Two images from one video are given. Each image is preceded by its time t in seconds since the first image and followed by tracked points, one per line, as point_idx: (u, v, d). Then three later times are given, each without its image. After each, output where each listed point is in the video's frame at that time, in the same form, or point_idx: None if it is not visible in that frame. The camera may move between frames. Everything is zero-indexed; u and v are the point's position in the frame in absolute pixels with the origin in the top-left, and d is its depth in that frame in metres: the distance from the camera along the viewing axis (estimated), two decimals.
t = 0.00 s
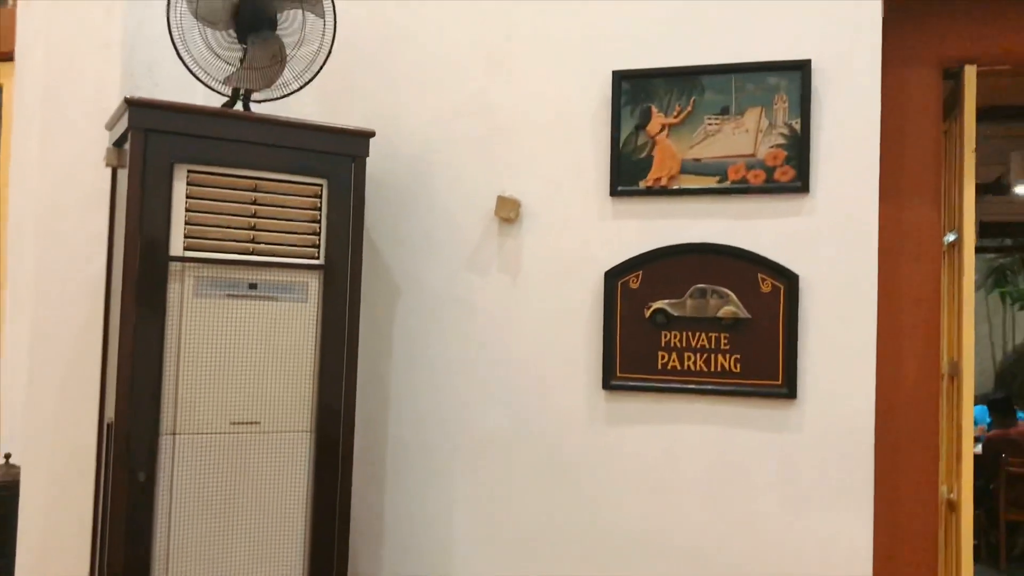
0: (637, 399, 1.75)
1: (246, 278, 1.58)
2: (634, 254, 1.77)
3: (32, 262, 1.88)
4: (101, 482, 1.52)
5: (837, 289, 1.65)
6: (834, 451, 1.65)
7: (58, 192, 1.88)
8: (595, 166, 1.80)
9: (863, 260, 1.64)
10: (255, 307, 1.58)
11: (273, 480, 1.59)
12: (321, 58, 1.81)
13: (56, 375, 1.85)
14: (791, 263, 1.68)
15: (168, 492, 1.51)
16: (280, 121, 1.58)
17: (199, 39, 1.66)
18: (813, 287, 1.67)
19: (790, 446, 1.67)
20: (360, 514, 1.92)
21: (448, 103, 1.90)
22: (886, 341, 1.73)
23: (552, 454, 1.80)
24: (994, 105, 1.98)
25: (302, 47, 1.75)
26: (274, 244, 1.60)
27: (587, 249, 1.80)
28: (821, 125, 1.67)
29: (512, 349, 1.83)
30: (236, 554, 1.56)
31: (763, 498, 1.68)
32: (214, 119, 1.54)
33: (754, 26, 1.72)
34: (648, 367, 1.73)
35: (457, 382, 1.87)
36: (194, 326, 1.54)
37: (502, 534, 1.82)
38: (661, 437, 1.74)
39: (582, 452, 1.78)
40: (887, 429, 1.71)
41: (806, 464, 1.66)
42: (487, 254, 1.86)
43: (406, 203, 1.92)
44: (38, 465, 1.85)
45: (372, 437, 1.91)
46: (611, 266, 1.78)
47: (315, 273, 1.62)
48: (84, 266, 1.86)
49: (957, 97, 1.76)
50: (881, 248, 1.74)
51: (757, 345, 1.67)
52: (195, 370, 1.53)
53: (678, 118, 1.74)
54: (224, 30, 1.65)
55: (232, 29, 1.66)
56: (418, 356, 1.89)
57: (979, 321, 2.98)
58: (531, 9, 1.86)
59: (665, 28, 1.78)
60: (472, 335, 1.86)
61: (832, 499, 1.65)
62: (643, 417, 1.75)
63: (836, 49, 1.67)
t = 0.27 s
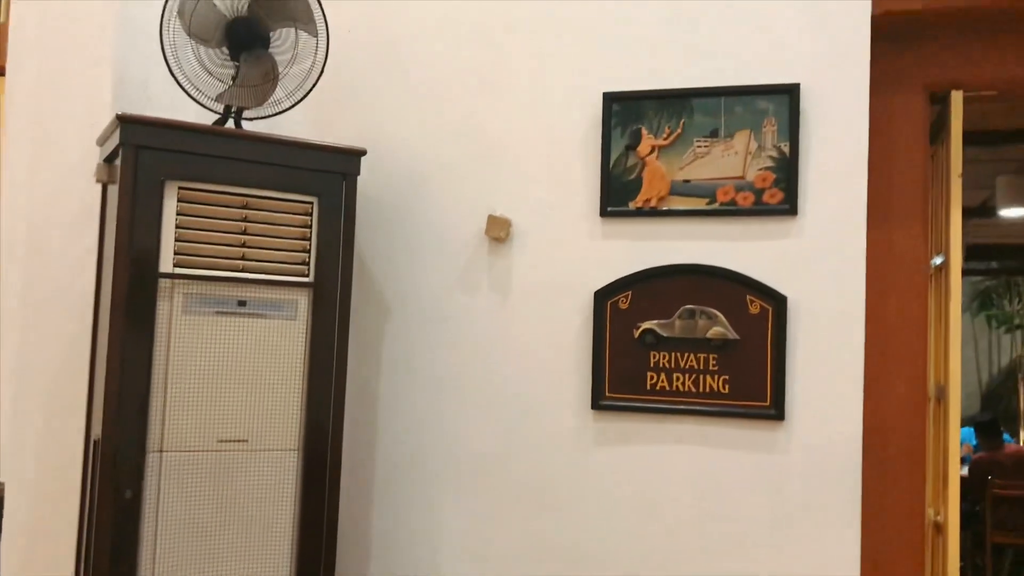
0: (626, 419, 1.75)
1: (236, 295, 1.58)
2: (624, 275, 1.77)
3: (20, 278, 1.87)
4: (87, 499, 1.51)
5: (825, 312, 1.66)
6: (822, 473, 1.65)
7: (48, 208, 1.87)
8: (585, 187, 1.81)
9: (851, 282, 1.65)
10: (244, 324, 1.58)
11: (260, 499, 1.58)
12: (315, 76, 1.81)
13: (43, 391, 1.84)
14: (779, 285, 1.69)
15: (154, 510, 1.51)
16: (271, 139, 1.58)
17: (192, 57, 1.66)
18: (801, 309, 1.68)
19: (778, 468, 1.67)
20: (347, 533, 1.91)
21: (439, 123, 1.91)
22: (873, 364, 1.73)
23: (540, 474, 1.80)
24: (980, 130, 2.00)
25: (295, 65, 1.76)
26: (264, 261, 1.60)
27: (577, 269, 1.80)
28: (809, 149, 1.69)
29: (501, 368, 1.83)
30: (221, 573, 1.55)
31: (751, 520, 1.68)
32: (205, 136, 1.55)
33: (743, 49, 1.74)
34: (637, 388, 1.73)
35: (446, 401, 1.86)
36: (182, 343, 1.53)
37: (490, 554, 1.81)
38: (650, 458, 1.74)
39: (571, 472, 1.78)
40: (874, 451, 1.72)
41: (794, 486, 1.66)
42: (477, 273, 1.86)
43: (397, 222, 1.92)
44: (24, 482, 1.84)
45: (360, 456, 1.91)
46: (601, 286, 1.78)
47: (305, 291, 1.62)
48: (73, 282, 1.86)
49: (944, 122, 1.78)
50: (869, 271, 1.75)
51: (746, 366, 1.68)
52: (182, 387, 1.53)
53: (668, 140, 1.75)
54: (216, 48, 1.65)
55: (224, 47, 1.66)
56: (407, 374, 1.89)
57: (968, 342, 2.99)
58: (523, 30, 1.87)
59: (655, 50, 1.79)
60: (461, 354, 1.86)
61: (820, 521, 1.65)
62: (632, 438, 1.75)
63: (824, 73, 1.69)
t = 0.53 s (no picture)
0: (611, 440, 1.76)
1: (221, 313, 1.58)
2: (609, 295, 1.78)
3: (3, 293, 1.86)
4: (68, 517, 1.50)
5: (808, 334, 1.67)
6: (804, 495, 1.66)
7: (33, 223, 1.87)
8: (571, 208, 1.82)
9: (834, 305, 1.67)
10: (229, 342, 1.58)
11: (243, 517, 1.57)
12: (305, 95, 1.80)
13: (25, 408, 1.83)
14: (763, 307, 1.70)
15: (136, 528, 1.50)
16: (258, 157, 1.59)
17: (181, 75, 1.67)
18: (784, 330, 1.69)
19: (761, 489, 1.68)
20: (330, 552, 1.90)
21: (427, 142, 1.92)
22: (856, 385, 1.75)
23: (524, 494, 1.80)
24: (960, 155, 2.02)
25: (285, 83, 1.75)
26: (250, 279, 1.60)
27: (563, 289, 1.81)
28: (793, 172, 1.71)
29: (486, 388, 1.84)
30: None
31: (734, 541, 1.68)
32: (193, 154, 1.55)
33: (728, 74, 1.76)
34: (622, 408, 1.74)
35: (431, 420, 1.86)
36: (167, 361, 1.53)
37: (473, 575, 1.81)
38: (634, 479, 1.74)
39: (555, 493, 1.78)
40: (857, 472, 1.73)
41: (776, 507, 1.67)
42: (462, 293, 1.87)
43: (383, 240, 1.93)
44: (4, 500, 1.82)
45: (344, 475, 1.90)
46: (586, 307, 1.79)
47: (290, 309, 1.62)
48: (57, 298, 1.85)
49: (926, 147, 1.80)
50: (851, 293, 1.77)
51: (730, 388, 1.69)
52: (166, 405, 1.53)
53: (653, 162, 1.76)
54: (205, 65, 1.67)
55: (213, 64, 1.67)
56: (392, 393, 1.89)
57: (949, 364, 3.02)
58: (510, 51, 1.89)
59: (641, 73, 1.81)
60: (446, 373, 1.86)
61: (802, 543, 1.65)
62: (616, 458, 1.75)
63: (808, 98, 1.71)
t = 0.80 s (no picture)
0: (595, 459, 1.75)
1: (203, 329, 1.57)
2: (594, 314, 1.78)
3: None
4: (46, 536, 1.48)
5: (791, 353, 1.68)
6: (787, 515, 1.66)
7: (15, 238, 1.86)
8: (556, 226, 1.83)
9: (816, 325, 1.67)
10: (212, 359, 1.57)
11: (224, 536, 1.56)
12: (290, 110, 1.81)
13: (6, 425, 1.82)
14: (746, 326, 1.71)
15: (115, 547, 1.48)
16: (242, 173, 1.59)
17: (167, 91, 1.67)
18: (767, 350, 1.69)
19: (744, 509, 1.68)
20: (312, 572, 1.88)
21: (413, 160, 1.92)
22: (839, 405, 1.76)
23: (508, 513, 1.79)
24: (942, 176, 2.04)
25: (271, 99, 1.76)
26: (233, 296, 1.59)
27: (547, 307, 1.81)
28: (776, 193, 1.72)
29: (470, 406, 1.83)
30: None
31: (718, 561, 1.68)
32: (177, 169, 1.55)
33: (712, 94, 1.77)
34: (606, 427, 1.74)
35: (414, 438, 1.86)
36: (148, 378, 1.52)
37: None
38: (618, 498, 1.74)
39: (538, 512, 1.77)
40: (839, 492, 1.73)
41: (760, 527, 1.67)
42: (447, 310, 1.87)
43: (368, 257, 1.93)
44: None
45: (326, 493, 1.89)
46: (571, 325, 1.79)
47: (273, 326, 1.61)
48: (39, 314, 1.84)
49: (908, 168, 1.82)
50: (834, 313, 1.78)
51: (714, 407, 1.69)
52: (147, 422, 1.51)
53: (638, 182, 1.77)
54: (190, 81, 1.66)
55: (198, 81, 1.67)
56: (375, 410, 1.88)
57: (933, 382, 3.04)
58: (496, 70, 1.90)
59: (627, 93, 1.82)
60: (430, 391, 1.86)
61: (786, 563, 1.65)
62: (600, 478, 1.75)
63: (791, 119, 1.72)
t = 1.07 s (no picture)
0: (579, 476, 1.75)
1: (187, 346, 1.56)
2: (578, 331, 1.79)
3: None
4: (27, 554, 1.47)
5: (774, 370, 1.69)
6: (771, 532, 1.66)
7: None
8: (540, 244, 1.83)
9: (798, 342, 1.69)
10: (195, 376, 1.56)
11: (206, 555, 1.55)
12: (276, 127, 1.81)
13: None
14: (730, 344, 1.71)
15: (96, 565, 1.47)
16: (227, 190, 1.59)
17: (152, 108, 1.67)
18: (750, 368, 1.70)
19: (728, 526, 1.68)
20: None
21: (398, 177, 1.93)
22: (821, 422, 1.77)
23: (491, 530, 1.79)
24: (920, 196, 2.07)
25: (256, 116, 1.75)
26: (217, 312, 1.59)
27: (531, 325, 1.82)
28: (758, 211, 1.73)
29: (454, 423, 1.83)
30: None
31: None
32: (162, 186, 1.55)
33: (696, 113, 1.79)
34: (590, 444, 1.74)
35: (398, 455, 1.85)
36: (131, 394, 1.51)
37: None
38: (602, 515, 1.73)
39: (522, 529, 1.77)
40: (823, 510, 1.74)
41: (743, 544, 1.67)
42: (431, 327, 1.87)
43: (353, 274, 1.93)
44: None
45: (310, 511, 1.88)
46: (555, 343, 1.79)
47: (257, 343, 1.61)
48: (21, 332, 1.83)
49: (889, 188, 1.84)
50: (817, 330, 1.80)
51: (697, 425, 1.70)
52: (130, 440, 1.51)
53: (622, 200, 1.78)
54: (175, 98, 1.67)
55: (183, 98, 1.67)
56: (359, 428, 1.88)
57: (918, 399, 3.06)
58: (482, 88, 1.90)
59: (611, 111, 1.83)
60: (414, 408, 1.86)
61: None
62: (584, 495, 1.75)
63: (774, 138, 1.74)
